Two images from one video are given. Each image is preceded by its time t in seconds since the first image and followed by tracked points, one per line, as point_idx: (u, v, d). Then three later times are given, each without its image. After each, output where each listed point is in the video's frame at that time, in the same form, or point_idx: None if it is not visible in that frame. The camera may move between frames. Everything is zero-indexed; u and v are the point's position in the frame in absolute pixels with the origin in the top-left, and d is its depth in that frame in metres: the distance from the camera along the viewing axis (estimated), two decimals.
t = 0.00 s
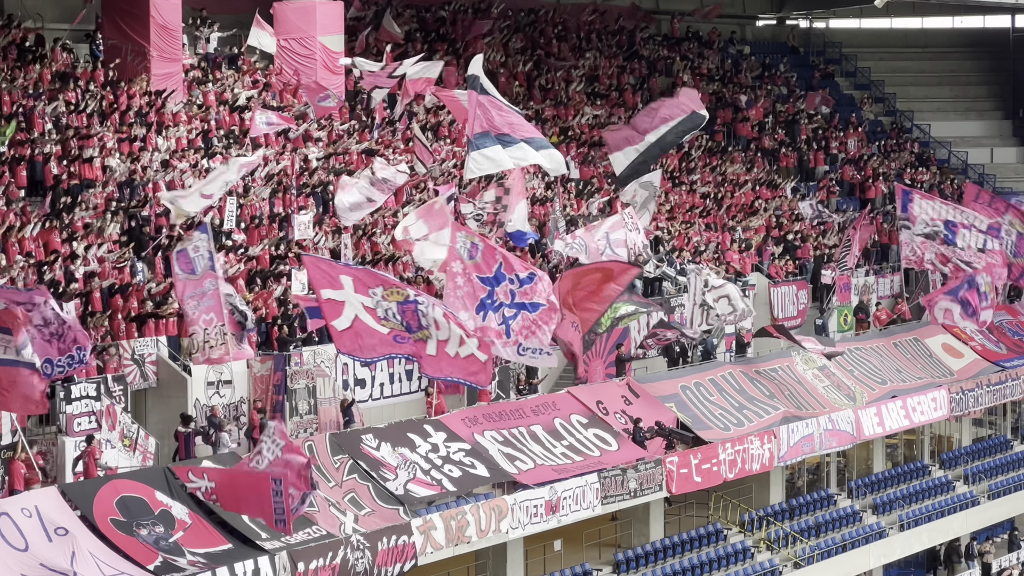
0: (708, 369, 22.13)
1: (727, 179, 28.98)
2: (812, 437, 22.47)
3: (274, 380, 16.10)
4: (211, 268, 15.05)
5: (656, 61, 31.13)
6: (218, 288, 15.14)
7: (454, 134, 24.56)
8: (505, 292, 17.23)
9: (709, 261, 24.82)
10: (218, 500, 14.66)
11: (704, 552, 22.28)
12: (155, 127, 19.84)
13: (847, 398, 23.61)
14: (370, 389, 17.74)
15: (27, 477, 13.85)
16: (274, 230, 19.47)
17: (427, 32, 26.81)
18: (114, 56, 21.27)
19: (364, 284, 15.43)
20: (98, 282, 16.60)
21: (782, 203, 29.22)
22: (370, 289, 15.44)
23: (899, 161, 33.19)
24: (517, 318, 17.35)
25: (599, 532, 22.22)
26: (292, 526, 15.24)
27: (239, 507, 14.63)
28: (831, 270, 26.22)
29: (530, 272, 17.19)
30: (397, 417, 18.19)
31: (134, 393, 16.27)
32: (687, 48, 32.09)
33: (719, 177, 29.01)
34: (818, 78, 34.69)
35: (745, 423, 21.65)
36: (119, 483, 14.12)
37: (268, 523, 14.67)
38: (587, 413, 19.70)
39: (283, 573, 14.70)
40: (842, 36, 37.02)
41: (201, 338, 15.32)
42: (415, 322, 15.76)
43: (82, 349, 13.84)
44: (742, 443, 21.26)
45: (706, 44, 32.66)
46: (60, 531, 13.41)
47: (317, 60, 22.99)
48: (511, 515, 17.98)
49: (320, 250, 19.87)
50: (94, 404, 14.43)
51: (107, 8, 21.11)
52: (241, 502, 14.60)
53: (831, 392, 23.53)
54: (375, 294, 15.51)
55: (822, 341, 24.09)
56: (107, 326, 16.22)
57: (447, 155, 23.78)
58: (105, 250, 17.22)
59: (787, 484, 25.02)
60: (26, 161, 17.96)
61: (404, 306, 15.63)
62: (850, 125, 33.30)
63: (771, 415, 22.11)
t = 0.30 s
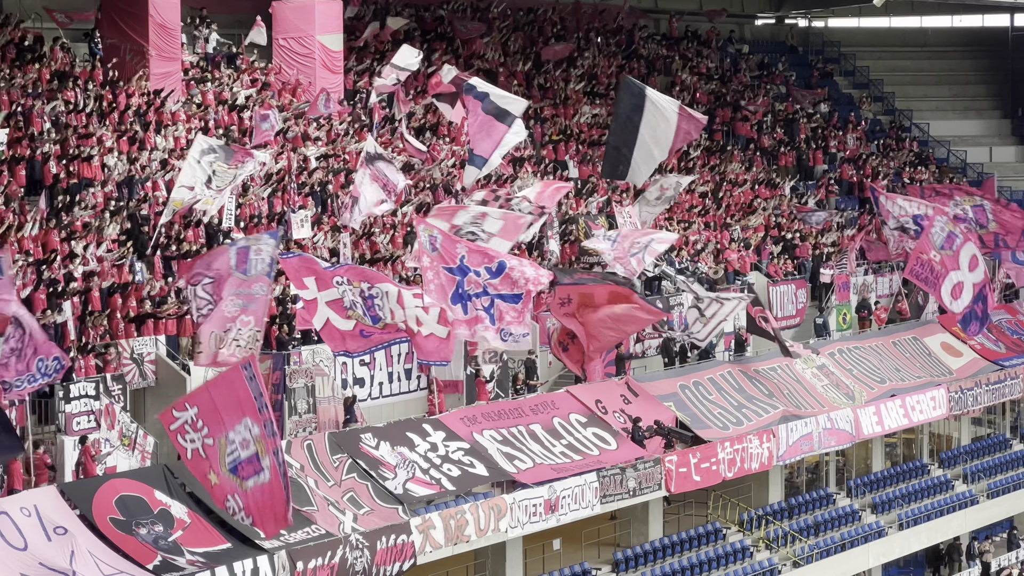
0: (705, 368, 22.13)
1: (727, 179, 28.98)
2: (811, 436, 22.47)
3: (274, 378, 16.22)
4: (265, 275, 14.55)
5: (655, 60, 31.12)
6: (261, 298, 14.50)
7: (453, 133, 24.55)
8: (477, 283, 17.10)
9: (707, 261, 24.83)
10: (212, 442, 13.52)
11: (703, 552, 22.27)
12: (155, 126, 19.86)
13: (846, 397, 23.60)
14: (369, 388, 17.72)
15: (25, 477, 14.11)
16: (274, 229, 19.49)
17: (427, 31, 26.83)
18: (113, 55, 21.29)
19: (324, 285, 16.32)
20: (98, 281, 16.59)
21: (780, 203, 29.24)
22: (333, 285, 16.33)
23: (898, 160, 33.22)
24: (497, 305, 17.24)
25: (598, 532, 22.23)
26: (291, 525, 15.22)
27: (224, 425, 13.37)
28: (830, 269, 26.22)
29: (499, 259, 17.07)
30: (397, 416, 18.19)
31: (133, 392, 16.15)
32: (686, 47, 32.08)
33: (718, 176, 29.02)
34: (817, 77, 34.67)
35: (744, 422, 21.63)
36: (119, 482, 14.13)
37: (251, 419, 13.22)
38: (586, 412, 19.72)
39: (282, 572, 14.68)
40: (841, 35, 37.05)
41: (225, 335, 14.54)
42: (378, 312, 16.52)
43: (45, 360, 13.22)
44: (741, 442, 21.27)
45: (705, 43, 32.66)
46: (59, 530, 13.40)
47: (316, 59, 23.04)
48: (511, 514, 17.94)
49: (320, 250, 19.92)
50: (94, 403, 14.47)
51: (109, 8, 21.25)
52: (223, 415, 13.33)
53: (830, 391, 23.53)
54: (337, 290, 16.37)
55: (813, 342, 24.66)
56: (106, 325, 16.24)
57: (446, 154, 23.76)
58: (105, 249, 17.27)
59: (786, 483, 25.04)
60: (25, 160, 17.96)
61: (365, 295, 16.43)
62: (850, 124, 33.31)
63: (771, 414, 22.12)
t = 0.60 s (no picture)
0: (705, 368, 22.09)
1: (726, 178, 28.96)
2: (810, 434, 22.48)
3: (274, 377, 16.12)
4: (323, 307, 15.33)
5: (654, 59, 31.02)
6: (312, 328, 15.22)
7: (452, 132, 24.52)
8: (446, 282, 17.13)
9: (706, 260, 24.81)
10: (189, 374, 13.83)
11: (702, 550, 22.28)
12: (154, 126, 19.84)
13: (845, 396, 23.61)
14: (368, 388, 17.81)
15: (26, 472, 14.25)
16: (273, 229, 19.65)
17: (426, 30, 26.77)
18: (112, 54, 21.24)
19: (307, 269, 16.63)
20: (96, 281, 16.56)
21: (779, 202, 29.27)
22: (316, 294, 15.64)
23: (897, 159, 33.31)
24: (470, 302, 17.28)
25: (598, 530, 22.27)
26: (290, 524, 15.20)
27: (188, 346, 13.77)
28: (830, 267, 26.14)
29: (464, 263, 17.26)
30: (396, 414, 18.25)
31: (132, 390, 16.12)
32: (686, 46, 31.96)
33: (718, 175, 29.00)
34: (816, 76, 34.61)
35: (743, 421, 21.64)
36: (118, 481, 14.17)
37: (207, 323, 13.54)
38: (585, 411, 19.71)
39: (281, 571, 14.68)
40: (841, 33, 37.06)
41: (265, 344, 15.14)
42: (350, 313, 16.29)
43: (54, 390, 13.31)
44: (741, 441, 21.28)
45: (704, 42, 32.60)
46: (58, 529, 13.38)
47: (315, 58, 22.80)
48: (510, 513, 17.94)
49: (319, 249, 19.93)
50: (93, 402, 14.42)
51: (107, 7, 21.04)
52: (188, 338, 13.76)
53: (829, 390, 23.54)
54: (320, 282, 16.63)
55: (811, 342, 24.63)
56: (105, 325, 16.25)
57: (446, 153, 23.71)
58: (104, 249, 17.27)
59: (786, 482, 25.05)
60: (24, 160, 17.92)
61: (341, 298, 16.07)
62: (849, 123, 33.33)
63: (769, 413, 22.13)
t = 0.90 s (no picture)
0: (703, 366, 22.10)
1: (724, 177, 28.94)
2: (808, 433, 22.50)
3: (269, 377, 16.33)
4: (367, 368, 15.46)
5: (652, 58, 31.02)
6: (345, 382, 15.41)
7: (450, 131, 24.49)
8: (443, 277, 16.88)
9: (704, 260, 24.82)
10: (149, 331, 14.02)
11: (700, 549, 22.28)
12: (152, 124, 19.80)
13: (843, 394, 23.62)
14: (366, 387, 17.74)
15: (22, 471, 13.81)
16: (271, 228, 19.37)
17: (424, 29, 26.78)
18: (110, 53, 21.26)
19: (345, 253, 15.85)
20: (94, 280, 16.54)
21: (777, 201, 29.19)
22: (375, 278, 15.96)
23: (896, 157, 33.27)
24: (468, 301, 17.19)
25: (595, 529, 22.30)
26: (289, 523, 15.20)
27: (141, 307, 13.96)
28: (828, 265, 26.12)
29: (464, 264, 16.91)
30: (394, 413, 18.24)
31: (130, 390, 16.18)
32: (684, 45, 31.99)
33: (717, 174, 28.99)
34: (813, 75, 34.62)
35: (741, 420, 21.64)
36: (116, 480, 14.12)
37: (154, 274, 13.87)
38: (582, 410, 19.71)
39: (279, 570, 14.72)
40: (839, 32, 37.08)
41: (299, 374, 15.43)
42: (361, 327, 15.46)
43: (82, 429, 13.09)
44: (739, 439, 21.28)
45: (702, 41, 32.62)
46: (57, 527, 13.18)
47: (314, 57, 23.06)
48: (508, 512, 17.94)
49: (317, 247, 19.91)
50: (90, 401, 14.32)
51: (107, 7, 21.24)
52: (138, 301, 13.96)
53: (827, 388, 23.55)
54: (338, 261, 15.79)
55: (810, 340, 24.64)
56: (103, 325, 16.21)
57: (444, 151, 23.67)
58: (102, 248, 17.24)
59: (784, 480, 25.04)
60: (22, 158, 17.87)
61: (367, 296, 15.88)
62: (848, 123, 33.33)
63: (768, 411, 22.10)
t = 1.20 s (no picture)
0: (702, 365, 22.12)
1: (723, 176, 28.95)
2: (807, 431, 22.49)
3: (270, 375, 16.48)
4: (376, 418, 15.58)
5: (651, 57, 31.05)
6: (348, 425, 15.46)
7: (449, 129, 24.49)
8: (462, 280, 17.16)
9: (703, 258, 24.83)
10: (118, 321, 15.22)
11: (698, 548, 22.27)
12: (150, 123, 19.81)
13: (842, 393, 23.61)
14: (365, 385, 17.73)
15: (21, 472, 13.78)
16: (270, 227, 19.32)
17: (423, 28, 26.80)
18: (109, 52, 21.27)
19: (425, 280, 16.09)
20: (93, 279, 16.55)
21: (776, 199, 29.02)
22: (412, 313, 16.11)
23: (894, 155, 33.26)
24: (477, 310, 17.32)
25: (594, 528, 22.23)
26: (287, 521, 15.22)
27: (111, 300, 15.12)
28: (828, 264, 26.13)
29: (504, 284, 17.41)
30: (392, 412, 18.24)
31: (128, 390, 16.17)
32: (683, 44, 32.04)
33: (716, 173, 29.01)
34: (812, 73, 34.63)
35: (740, 418, 21.63)
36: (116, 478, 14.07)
37: (117, 267, 15.12)
38: (581, 409, 19.73)
39: (278, 568, 14.70)
40: (838, 31, 37.13)
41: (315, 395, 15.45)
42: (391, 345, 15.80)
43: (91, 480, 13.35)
44: (738, 438, 21.26)
45: (701, 39, 32.66)
46: (55, 527, 13.24)
47: (313, 57, 23.05)
48: (506, 511, 17.92)
49: (315, 246, 19.91)
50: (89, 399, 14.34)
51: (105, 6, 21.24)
52: (105, 294, 15.10)
53: (826, 387, 23.56)
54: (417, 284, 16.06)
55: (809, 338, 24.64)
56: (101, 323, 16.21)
57: (443, 150, 23.69)
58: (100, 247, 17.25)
59: (783, 479, 25.03)
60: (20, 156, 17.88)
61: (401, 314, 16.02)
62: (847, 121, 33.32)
63: (766, 410, 22.07)
